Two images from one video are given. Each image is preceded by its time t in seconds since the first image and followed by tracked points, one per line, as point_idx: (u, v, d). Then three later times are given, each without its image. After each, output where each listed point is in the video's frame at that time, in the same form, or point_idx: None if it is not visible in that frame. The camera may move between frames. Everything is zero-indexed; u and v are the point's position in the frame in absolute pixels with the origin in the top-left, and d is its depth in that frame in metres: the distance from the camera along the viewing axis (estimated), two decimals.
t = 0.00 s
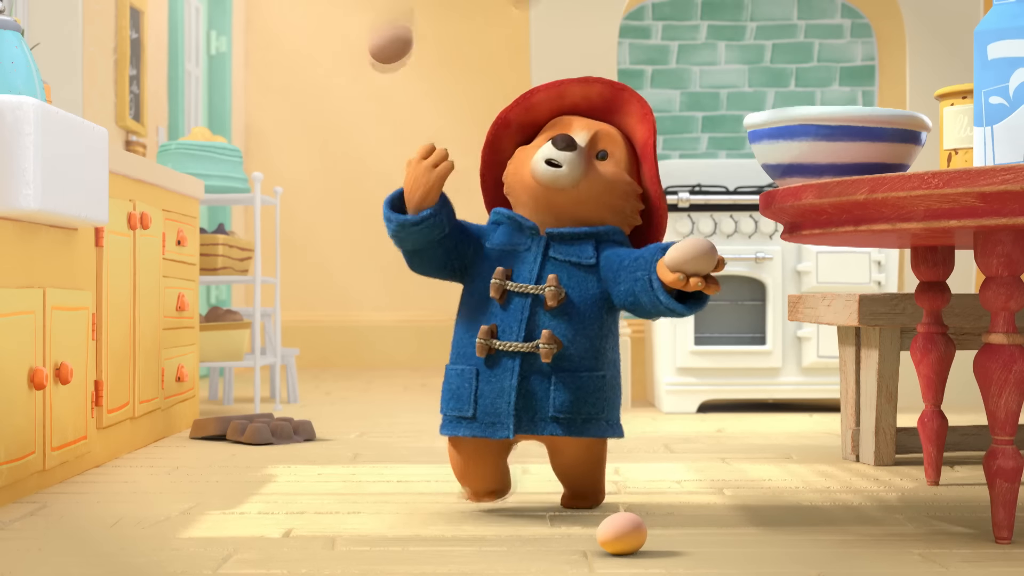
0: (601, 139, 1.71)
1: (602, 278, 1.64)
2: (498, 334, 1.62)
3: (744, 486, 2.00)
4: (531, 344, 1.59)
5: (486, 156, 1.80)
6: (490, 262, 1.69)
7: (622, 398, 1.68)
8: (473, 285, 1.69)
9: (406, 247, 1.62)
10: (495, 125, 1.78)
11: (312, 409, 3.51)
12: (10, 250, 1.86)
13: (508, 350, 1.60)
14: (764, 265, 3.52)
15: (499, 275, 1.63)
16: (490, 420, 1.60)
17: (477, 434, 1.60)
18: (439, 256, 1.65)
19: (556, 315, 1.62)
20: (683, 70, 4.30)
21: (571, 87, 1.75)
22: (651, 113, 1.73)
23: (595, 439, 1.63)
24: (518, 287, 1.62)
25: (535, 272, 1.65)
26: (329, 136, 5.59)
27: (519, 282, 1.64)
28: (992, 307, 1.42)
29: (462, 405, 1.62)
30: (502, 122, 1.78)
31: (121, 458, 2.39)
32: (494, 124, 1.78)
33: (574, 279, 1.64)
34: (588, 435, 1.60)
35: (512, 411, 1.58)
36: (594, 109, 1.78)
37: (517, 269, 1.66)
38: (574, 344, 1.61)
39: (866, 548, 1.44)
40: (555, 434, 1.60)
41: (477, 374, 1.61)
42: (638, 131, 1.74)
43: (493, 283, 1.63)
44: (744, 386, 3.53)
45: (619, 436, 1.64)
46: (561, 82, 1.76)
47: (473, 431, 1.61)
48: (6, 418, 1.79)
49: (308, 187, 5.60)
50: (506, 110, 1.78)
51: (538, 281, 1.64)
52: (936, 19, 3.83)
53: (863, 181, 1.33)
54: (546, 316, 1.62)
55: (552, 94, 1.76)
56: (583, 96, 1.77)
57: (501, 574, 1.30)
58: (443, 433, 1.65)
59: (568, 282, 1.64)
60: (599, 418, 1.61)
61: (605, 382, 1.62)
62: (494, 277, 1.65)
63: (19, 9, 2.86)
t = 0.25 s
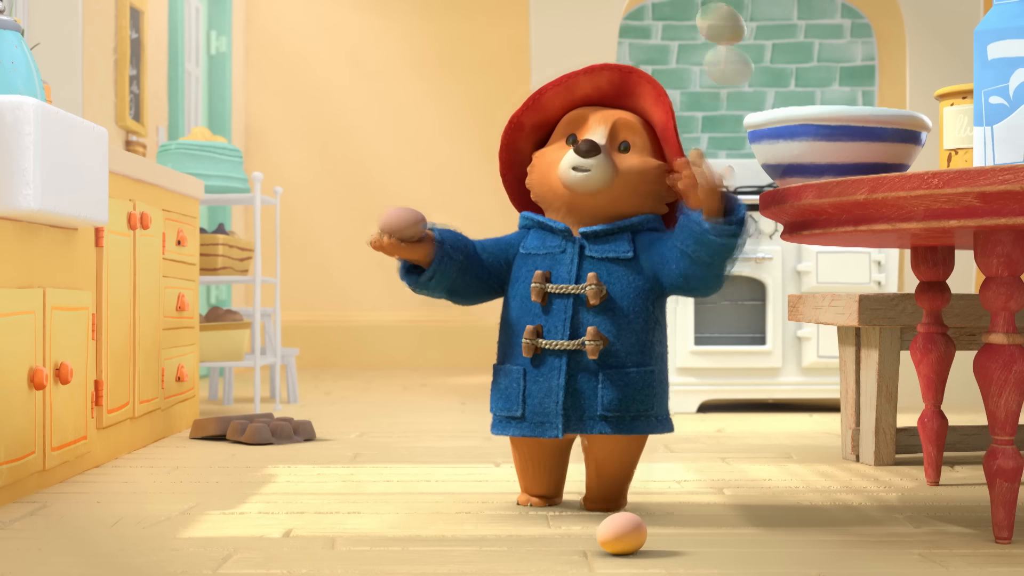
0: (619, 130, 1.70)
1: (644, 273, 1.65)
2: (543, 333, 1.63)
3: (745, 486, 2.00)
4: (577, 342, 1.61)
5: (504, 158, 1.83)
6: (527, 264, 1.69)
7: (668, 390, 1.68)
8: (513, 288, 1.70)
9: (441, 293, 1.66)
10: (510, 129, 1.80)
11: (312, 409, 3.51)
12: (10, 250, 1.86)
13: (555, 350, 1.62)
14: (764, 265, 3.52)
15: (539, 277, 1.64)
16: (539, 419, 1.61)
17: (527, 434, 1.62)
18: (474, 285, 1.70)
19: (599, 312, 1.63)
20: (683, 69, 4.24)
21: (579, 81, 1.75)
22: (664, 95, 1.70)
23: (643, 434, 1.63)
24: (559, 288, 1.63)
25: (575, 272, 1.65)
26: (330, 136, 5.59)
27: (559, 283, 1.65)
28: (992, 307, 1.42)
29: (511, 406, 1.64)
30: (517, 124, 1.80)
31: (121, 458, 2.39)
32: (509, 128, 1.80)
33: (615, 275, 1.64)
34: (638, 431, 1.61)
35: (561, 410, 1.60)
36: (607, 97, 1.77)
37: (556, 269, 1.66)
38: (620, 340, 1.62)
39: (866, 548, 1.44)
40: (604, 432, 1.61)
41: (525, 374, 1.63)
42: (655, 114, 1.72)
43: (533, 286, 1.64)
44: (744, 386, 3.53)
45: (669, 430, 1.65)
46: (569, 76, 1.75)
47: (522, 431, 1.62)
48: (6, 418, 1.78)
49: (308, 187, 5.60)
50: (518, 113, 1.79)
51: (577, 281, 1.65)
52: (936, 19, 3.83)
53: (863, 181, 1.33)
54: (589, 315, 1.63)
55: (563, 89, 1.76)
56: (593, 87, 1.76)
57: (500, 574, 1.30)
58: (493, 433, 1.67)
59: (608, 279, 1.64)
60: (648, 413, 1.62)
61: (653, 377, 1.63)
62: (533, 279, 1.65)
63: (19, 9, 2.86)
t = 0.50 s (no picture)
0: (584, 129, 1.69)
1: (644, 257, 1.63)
2: (557, 330, 1.62)
3: (745, 486, 2.00)
4: (593, 333, 1.60)
5: (479, 171, 1.85)
6: (524, 276, 1.68)
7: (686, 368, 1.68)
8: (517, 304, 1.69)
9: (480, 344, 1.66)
10: (480, 142, 1.81)
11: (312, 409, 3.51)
12: (11, 250, 1.86)
13: (571, 345, 1.61)
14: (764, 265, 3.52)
15: (542, 283, 1.63)
16: (568, 417, 1.61)
17: (559, 434, 1.61)
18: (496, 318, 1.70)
19: (609, 301, 1.62)
20: (683, 69, 4.23)
21: (539, 85, 1.74)
22: (624, 89, 1.69)
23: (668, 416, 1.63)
24: (563, 290, 1.62)
25: (576, 272, 1.64)
26: (329, 136, 5.59)
27: (562, 285, 1.63)
28: (992, 307, 1.42)
29: (538, 409, 1.63)
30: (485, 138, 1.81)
31: (121, 458, 2.39)
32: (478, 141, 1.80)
33: (618, 265, 1.63)
34: (664, 412, 1.61)
35: (589, 404, 1.59)
36: (569, 98, 1.77)
37: (555, 276, 1.65)
38: (633, 325, 1.61)
39: (865, 548, 1.44)
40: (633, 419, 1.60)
41: (548, 376, 1.62)
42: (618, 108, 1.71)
43: (538, 293, 1.63)
44: (744, 386, 3.53)
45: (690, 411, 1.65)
46: (528, 83, 1.75)
47: (554, 432, 1.62)
48: (5, 418, 1.78)
49: (308, 187, 5.60)
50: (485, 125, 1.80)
51: (580, 279, 1.63)
52: (936, 19, 3.83)
53: (863, 181, 1.33)
54: (598, 308, 1.62)
55: (524, 97, 1.76)
56: (553, 90, 1.75)
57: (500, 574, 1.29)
58: (524, 440, 1.66)
59: (611, 269, 1.63)
60: (671, 393, 1.62)
61: (670, 356, 1.63)
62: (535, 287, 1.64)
63: (20, 9, 2.86)
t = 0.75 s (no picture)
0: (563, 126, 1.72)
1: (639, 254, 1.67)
2: (559, 331, 1.62)
3: (744, 486, 2.00)
4: (597, 329, 1.60)
5: (466, 184, 1.86)
6: (521, 278, 1.67)
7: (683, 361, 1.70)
8: (513, 306, 1.68)
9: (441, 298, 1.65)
10: (464, 152, 1.83)
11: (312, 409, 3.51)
12: (10, 250, 1.86)
13: (575, 343, 1.61)
14: (764, 265, 3.52)
15: (540, 283, 1.62)
16: (577, 415, 1.60)
17: (569, 435, 1.60)
18: (471, 300, 1.68)
19: (609, 298, 1.63)
20: (683, 69, 4.22)
21: (515, 88, 1.76)
22: (600, 82, 1.72)
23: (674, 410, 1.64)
24: (563, 289, 1.62)
25: (574, 270, 1.65)
26: (329, 136, 5.59)
27: (561, 284, 1.63)
28: (992, 307, 1.42)
29: (546, 409, 1.61)
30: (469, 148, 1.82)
31: (120, 458, 2.39)
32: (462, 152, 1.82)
33: (615, 260, 1.66)
34: (671, 404, 1.62)
35: (597, 401, 1.59)
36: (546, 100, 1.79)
37: (553, 274, 1.65)
38: (635, 320, 1.63)
39: (865, 548, 1.44)
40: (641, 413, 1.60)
41: (553, 376, 1.61)
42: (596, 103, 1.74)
43: (538, 292, 1.62)
44: (744, 386, 3.52)
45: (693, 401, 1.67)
46: (504, 89, 1.77)
47: (564, 431, 1.60)
48: (5, 418, 1.78)
49: (308, 187, 5.60)
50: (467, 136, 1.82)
51: (578, 277, 1.64)
52: (936, 19, 3.83)
53: (863, 181, 1.33)
54: (599, 305, 1.62)
55: (502, 102, 1.78)
56: (530, 92, 1.77)
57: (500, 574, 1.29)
58: (529, 443, 1.64)
59: (608, 265, 1.65)
60: (675, 386, 1.63)
61: (672, 348, 1.64)
62: (534, 287, 1.63)
63: (20, 9, 2.86)
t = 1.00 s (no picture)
0: (548, 132, 1.69)
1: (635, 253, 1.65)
2: (555, 333, 1.63)
3: (745, 486, 2.00)
4: (592, 331, 1.60)
5: (459, 198, 1.85)
6: (518, 279, 1.68)
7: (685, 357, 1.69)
8: (511, 307, 1.69)
9: (444, 322, 1.66)
10: (452, 169, 1.82)
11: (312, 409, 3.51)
12: (11, 250, 1.86)
13: (570, 345, 1.61)
14: (764, 265, 3.52)
15: (536, 286, 1.63)
16: (573, 417, 1.61)
17: (566, 435, 1.62)
18: (472, 304, 1.69)
19: (605, 299, 1.63)
20: (683, 69, 4.22)
21: (494, 102, 1.74)
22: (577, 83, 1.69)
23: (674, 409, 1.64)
24: (558, 291, 1.62)
25: (569, 271, 1.64)
26: (328, 136, 5.59)
27: (556, 286, 1.64)
28: (992, 307, 1.42)
29: (543, 411, 1.63)
30: (456, 164, 1.82)
31: (120, 458, 2.39)
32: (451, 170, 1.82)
33: (611, 261, 1.65)
34: (667, 405, 1.62)
35: (592, 403, 1.60)
36: (527, 107, 1.76)
37: (549, 277, 1.65)
38: (631, 321, 1.62)
39: (865, 548, 1.44)
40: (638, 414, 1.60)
41: (550, 378, 1.62)
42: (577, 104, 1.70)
43: (533, 296, 1.63)
44: (745, 386, 3.52)
45: (692, 399, 1.66)
46: (482, 103, 1.76)
47: (561, 433, 1.62)
48: (5, 418, 1.78)
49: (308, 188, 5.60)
50: (454, 153, 1.82)
51: (575, 278, 1.64)
52: (936, 19, 3.83)
53: (863, 181, 1.33)
54: (595, 306, 1.62)
55: (483, 117, 1.76)
56: (508, 103, 1.75)
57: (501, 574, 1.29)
58: (529, 443, 1.66)
59: (604, 266, 1.64)
60: (672, 386, 1.63)
61: (670, 348, 1.63)
62: (530, 290, 1.64)
63: (20, 9, 2.86)
